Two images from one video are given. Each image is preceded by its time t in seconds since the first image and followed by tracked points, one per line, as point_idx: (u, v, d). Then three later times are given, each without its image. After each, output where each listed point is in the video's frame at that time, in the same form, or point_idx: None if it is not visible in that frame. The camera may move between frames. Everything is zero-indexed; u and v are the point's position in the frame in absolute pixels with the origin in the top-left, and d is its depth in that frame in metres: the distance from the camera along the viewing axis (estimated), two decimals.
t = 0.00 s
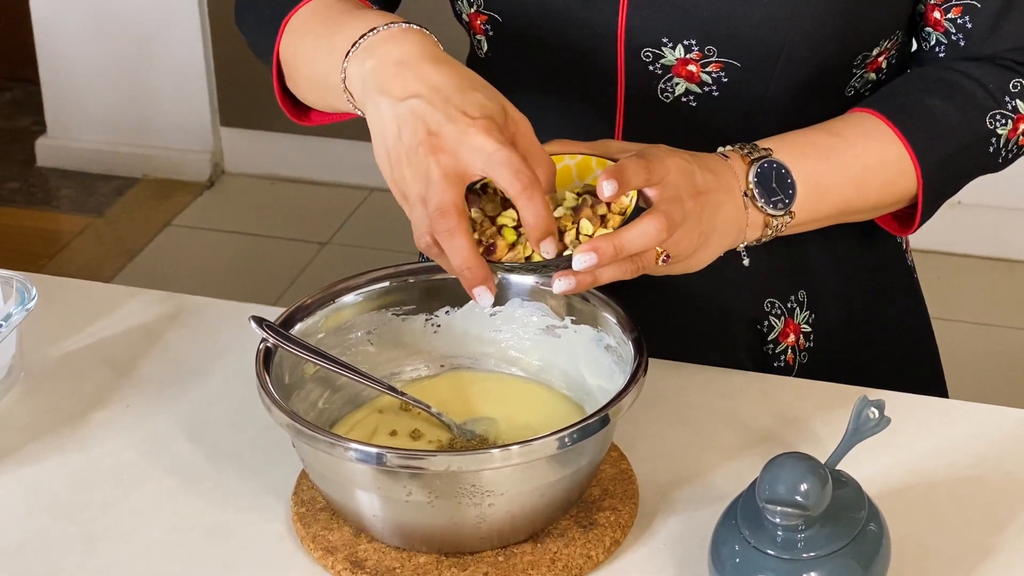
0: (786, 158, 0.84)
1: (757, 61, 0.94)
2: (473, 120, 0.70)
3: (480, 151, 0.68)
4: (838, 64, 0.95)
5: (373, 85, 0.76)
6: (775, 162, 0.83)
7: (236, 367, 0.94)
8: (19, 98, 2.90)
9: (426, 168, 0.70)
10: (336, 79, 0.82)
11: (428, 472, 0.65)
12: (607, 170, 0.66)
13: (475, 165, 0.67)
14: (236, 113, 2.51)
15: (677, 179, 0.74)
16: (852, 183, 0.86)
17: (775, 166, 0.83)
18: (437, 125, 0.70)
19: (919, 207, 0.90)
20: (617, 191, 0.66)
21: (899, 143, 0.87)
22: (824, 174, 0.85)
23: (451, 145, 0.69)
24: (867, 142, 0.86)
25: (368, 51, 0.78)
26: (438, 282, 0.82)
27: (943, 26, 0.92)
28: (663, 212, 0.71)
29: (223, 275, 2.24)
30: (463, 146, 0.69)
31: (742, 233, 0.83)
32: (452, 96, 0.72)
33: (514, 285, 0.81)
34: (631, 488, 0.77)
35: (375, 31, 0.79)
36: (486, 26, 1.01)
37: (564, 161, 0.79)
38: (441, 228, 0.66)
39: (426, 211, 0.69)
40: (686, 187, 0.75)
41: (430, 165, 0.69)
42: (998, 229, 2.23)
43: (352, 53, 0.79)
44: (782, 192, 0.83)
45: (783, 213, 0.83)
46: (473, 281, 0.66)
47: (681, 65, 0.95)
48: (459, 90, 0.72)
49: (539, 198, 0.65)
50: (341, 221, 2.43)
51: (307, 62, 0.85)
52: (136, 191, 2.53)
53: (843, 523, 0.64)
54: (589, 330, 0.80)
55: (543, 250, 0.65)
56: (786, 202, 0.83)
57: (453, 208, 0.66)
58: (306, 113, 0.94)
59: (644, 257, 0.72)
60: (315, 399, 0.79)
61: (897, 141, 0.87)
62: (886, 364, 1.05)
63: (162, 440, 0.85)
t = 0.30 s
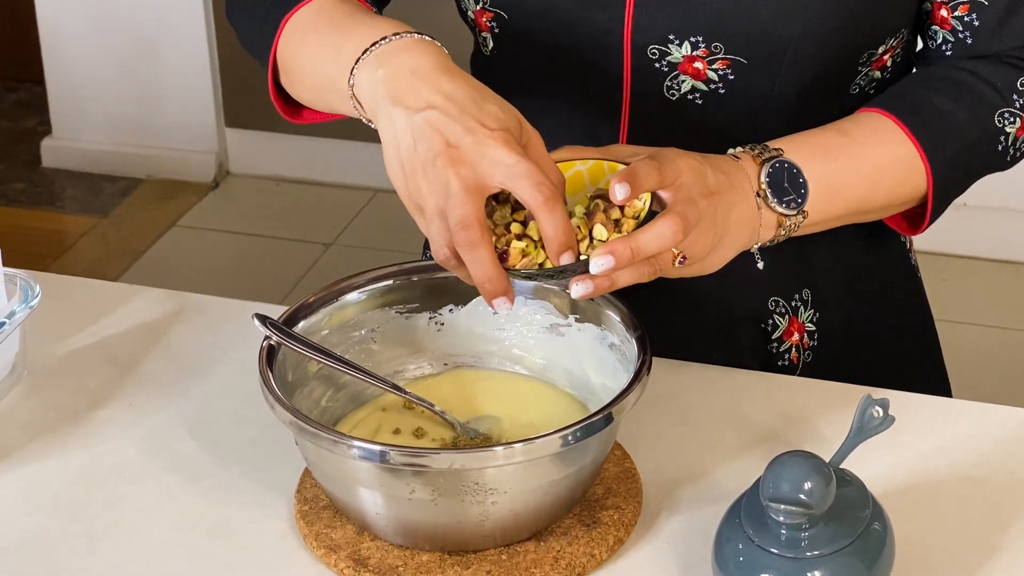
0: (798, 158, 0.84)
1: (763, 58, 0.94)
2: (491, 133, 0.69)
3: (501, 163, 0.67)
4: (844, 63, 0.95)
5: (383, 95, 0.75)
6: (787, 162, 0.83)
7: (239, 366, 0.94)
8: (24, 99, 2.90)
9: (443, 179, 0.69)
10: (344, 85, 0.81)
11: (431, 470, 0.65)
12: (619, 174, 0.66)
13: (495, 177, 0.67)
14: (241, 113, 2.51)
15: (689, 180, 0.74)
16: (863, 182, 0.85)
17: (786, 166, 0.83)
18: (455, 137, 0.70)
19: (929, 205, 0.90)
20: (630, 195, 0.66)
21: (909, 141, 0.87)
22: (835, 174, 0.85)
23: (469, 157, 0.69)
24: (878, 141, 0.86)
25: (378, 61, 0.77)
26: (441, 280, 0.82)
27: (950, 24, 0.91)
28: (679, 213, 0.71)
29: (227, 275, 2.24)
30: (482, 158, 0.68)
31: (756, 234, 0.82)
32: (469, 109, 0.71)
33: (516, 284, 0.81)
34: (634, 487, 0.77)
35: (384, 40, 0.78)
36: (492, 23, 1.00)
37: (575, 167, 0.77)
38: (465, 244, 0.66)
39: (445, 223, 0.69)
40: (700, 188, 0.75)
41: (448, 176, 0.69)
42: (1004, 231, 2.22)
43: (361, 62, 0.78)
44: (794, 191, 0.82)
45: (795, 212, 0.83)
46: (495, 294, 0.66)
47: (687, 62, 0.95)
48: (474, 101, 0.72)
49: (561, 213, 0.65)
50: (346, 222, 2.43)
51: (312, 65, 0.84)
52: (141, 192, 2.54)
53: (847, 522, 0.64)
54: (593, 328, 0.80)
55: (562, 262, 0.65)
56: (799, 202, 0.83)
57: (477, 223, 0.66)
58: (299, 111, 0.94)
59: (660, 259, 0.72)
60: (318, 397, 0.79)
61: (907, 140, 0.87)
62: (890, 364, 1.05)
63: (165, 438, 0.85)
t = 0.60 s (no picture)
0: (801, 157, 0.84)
1: (772, 54, 0.93)
2: (501, 137, 0.69)
3: (505, 165, 0.67)
4: (852, 61, 0.95)
5: (397, 93, 0.75)
6: (791, 161, 0.83)
7: (246, 363, 0.94)
8: (32, 100, 2.91)
9: (447, 176, 0.69)
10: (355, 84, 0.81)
11: (437, 466, 0.65)
12: (621, 175, 0.66)
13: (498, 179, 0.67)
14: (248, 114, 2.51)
15: (694, 178, 0.74)
16: (869, 180, 0.85)
17: (791, 164, 0.82)
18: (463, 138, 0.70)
19: (936, 204, 0.89)
20: (632, 196, 0.65)
21: (914, 138, 0.86)
22: (840, 173, 0.85)
23: (475, 156, 0.69)
24: (884, 139, 0.86)
25: (395, 62, 0.77)
26: (448, 277, 0.82)
27: (959, 20, 0.91)
28: (684, 211, 0.70)
29: (232, 275, 2.24)
30: (489, 159, 0.68)
31: (761, 232, 0.82)
32: (482, 114, 0.72)
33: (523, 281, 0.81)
34: (641, 485, 0.76)
35: (401, 44, 0.78)
36: (500, 19, 1.00)
37: (578, 167, 0.76)
38: (462, 240, 0.65)
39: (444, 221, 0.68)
40: (704, 186, 0.74)
41: (452, 173, 0.69)
42: (1013, 234, 2.21)
43: (377, 60, 0.78)
44: (799, 189, 0.82)
45: (801, 210, 0.83)
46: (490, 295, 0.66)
47: (696, 57, 0.94)
48: (488, 109, 0.72)
49: (555, 220, 0.64)
50: (351, 222, 2.43)
51: (321, 62, 0.84)
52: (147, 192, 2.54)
53: (855, 519, 0.63)
54: (600, 325, 0.80)
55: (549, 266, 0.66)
56: (804, 200, 0.82)
57: (476, 221, 0.66)
58: (302, 106, 0.93)
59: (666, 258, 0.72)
60: (324, 394, 0.79)
61: (912, 138, 0.86)
62: (898, 363, 1.04)
63: (171, 435, 0.85)
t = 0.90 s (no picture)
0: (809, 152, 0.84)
1: (782, 49, 0.93)
2: (505, 126, 0.69)
3: (509, 153, 0.67)
4: (861, 58, 0.95)
5: (400, 87, 0.75)
6: (798, 156, 0.83)
7: (252, 359, 0.94)
8: (38, 100, 2.92)
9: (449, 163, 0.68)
10: (357, 77, 0.81)
11: (444, 462, 0.64)
12: (627, 165, 0.66)
13: (502, 166, 0.67)
14: (254, 114, 2.51)
15: (700, 171, 0.74)
16: (876, 176, 0.85)
17: (798, 160, 0.83)
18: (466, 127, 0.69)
19: (945, 201, 0.89)
20: (637, 185, 0.65)
21: (922, 135, 0.86)
22: (847, 169, 0.85)
23: (479, 146, 0.68)
24: (892, 134, 0.86)
25: (397, 58, 0.77)
26: (455, 274, 0.82)
27: (968, 16, 0.90)
28: (691, 203, 0.70)
29: (237, 275, 2.24)
30: (492, 147, 0.68)
31: (768, 226, 0.83)
32: (485, 107, 0.71)
33: (531, 278, 0.82)
34: (648, 482, 0.76)
35: (403, 40, 0.78)
36: (509, 15, 1.00)
37: (585, 161, 0.76)
38: (469, 226, 0.65)
39: (448, 209, 0.68)
40: (710, 179, 0.74)
41: (455, 160, 0.68)
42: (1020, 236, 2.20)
43: (380, 56, 0.78)
44: (806, 184, 0.82)
45: (808, 206, 0.83)
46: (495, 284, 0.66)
47: (705, 53, 0.94)
48: (490, 102, 0.72)
49: (554, 210, 0.64)
50: (357, 223, 2.43)
51: (323, 56, 0.84)
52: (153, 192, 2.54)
53: (863, 516, 0.63)
54: (606, 322, 0.80)
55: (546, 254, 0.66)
56: (812, 195, 0.83)
57: (481, 209, 0.66)
58: (301, 101, 0.94)
59: (672, 250, 0.72)
60: (330, 390, 0.79)
61: (920, 135, 0.86)
62: (906, 362, 1.04)
63: (177, 431, 0.85)
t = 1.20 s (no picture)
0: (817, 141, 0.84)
1: (788, 44, 0.93)
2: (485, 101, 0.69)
3: (484, 127, 0.66)
4: (868, 54, 0.95)
5: (389, 68, 0.75)
6: (806, 143, 0.82)
7: (257, 356, 0.94)
8: (44, 100, 2.92)
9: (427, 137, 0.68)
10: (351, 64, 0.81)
11: (449, 457, 0.64)
12: (620, 154, 0.65)
13: (480, 142, 0.66)
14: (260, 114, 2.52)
15: (703, 157, 0.72)
16: (884, 166, 0.85)
17: (806, 146, 0.82)
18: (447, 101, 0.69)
19: (953, 194, 0.89)
20: (629, 175, 0.64)
21: (932, 127, 0.86)
22: (855, 157, 0.84)
23: (456, 120, 0.68)
24: (899, 125, 0.85)
25: (390, 42, 0.78)
26: (462, 269, 0.82)
27: (975, 13, 0.90)
28: (690, 190, 0.69)
29: (242, 275, 2.25)
30: (471, 122, 0.67)
31: (775, 212, 0.82)
32: (469, 85, 0.71)
33: (538, 273, 0.81)
34: (654, 478, 0.76)
35: (396, 26, 0.79)
36: (516, 10, 1.00)
37: (588, 149, 0.76)
38: (440, 201, 0.64)
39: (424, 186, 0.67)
40: (712, 165, 0.73)
41: (432, 135, 0.67)
42: None
43: (372, 40, 0.79)
44: (815, 171, 0.82)
45: (817, 192, 0.82)
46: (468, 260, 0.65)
47: (711, 48, 0.94)
48: (474, 82, 0.72)
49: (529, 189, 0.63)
50: (362, 223, 2.44)
51: (320, 48, 0.84)
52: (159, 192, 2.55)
53: (870, 512, 0.63)
54: (612, 318, 0.79)
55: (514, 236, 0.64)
56: (820, 181, 0.82)
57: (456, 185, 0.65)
58: (303, 92, 0.93)
59: (671, 237, 0.71)
60: (336, 385, 0.79)
61: (931, 127, 0.86)
62: (913, 360, 1.04)
63: (182, 427, 0.85)
